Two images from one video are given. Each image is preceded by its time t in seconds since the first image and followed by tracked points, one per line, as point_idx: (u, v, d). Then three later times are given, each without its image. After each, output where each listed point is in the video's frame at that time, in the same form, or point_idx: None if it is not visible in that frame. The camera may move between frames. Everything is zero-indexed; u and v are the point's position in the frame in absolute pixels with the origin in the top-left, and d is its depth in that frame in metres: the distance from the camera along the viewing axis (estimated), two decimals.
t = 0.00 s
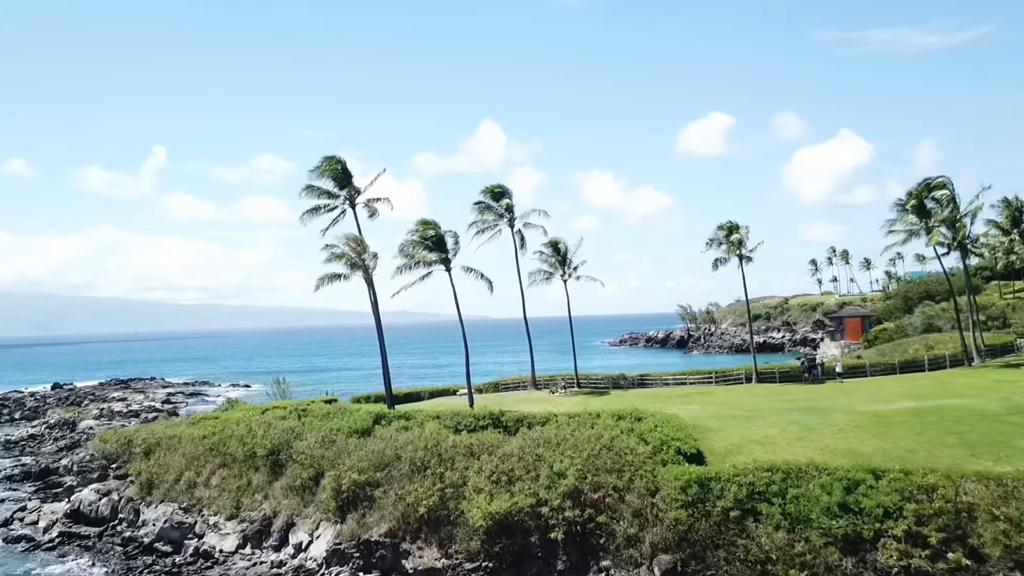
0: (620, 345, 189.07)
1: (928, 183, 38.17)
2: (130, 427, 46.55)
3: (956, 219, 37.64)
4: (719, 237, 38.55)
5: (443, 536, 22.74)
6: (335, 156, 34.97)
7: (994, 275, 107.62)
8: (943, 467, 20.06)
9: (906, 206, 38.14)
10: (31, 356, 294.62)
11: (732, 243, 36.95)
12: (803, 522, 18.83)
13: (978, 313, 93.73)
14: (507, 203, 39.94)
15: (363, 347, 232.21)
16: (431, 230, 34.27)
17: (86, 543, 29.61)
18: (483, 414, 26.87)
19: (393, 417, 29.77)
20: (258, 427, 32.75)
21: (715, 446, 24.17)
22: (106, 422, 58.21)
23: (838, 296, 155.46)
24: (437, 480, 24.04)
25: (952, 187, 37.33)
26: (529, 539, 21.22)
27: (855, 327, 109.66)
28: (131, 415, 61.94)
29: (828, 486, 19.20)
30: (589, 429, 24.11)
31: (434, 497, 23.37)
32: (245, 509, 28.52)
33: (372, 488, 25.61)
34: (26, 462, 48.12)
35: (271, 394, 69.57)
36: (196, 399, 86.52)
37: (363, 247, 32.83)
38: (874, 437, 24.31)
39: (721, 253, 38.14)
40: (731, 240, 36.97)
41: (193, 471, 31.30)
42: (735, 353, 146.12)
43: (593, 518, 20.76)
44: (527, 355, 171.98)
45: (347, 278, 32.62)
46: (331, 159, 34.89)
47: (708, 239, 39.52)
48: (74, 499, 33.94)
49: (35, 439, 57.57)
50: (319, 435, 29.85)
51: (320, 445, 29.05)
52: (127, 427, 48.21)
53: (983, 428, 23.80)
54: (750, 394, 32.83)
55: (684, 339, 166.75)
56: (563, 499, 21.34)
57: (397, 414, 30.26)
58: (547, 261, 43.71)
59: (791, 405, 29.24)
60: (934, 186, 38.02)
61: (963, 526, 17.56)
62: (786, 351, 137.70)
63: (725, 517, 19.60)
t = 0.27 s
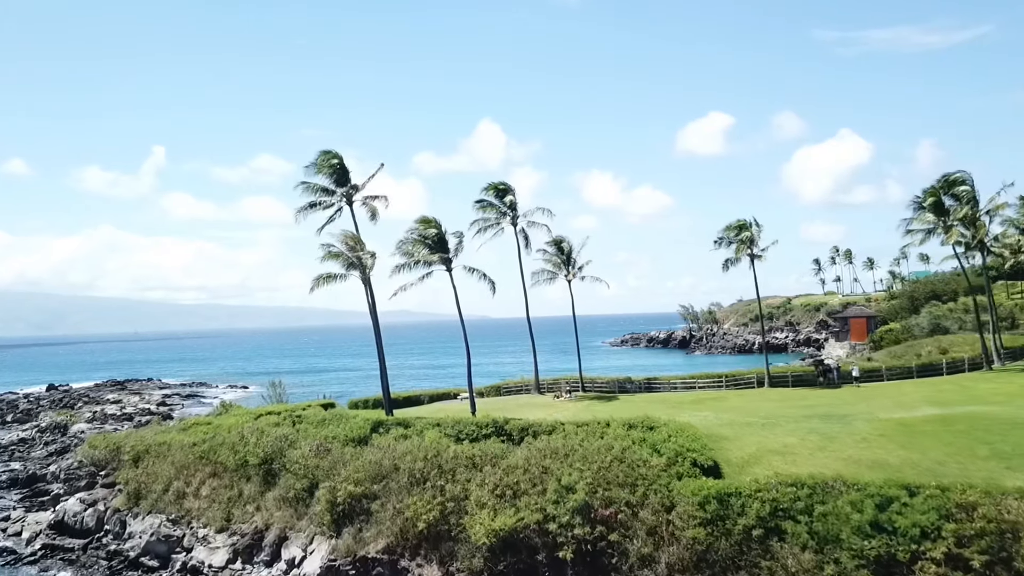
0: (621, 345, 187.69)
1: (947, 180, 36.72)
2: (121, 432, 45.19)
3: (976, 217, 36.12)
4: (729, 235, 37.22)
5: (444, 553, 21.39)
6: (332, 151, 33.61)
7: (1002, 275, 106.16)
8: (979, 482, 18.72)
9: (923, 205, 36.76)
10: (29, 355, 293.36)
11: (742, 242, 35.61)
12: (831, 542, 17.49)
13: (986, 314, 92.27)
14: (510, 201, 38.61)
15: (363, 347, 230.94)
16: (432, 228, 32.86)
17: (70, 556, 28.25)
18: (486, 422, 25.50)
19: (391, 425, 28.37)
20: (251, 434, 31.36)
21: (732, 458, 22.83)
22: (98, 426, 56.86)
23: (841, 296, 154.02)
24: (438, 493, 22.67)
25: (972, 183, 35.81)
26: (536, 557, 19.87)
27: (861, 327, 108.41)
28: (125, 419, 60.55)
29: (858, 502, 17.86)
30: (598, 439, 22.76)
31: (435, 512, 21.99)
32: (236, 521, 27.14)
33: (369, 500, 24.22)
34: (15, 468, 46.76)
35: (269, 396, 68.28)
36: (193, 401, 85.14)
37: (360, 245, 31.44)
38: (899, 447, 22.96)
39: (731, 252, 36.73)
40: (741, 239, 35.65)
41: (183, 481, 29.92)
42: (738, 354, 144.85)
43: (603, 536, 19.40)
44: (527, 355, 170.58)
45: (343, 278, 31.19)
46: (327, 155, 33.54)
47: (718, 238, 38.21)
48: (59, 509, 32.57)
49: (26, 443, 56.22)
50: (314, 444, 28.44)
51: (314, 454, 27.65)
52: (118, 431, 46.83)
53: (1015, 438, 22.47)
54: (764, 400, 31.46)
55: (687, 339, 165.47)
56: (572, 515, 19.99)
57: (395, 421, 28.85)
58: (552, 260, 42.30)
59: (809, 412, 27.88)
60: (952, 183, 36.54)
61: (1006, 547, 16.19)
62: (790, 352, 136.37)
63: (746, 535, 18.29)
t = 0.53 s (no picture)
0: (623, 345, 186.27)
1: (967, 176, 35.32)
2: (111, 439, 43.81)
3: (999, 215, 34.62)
4: (741, 234, 35.87)
5: None
6: (327, 148, 32.21)
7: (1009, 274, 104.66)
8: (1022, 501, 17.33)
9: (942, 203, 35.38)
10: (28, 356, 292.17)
11: (754, 241, 34.30)
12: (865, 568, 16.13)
13: (995, 314, 90.76)
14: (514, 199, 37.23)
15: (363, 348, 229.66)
16: (432, 228, 31.44)
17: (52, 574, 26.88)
18: (489, 433, 24.10)
19: (389, 435, 26.97)
20: (243, 444, 29.94)
21: (752, 473, 21.47)
22: (91, 432, 55.49)
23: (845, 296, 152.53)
24: (438, 511, 21.27)
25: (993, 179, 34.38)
26: None
27: (867, 327, 107.16)
28: (118, 424, 59.15)
29: (893, 524, 16.48)
30: (609, 452, 21.38)
31: (435, 531, 20.60)
32: (226, 537, 25.74)
33: (365, 517, 22.81)
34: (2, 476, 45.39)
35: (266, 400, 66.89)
36: (189, 404, 83.71)
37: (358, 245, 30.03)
38: (929, 459, 21.57)
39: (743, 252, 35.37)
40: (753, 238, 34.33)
41: (171, 493, 28.51)
42: (741, 354, 143.52)
43: (617, 560, 18.01)
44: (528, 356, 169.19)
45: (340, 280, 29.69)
46: (322, 152, 32.13)
47: (729, 237, 36.88)
48: (43, 522, 31.19)
49: (16, 449, 54.86)
50: (308, 455, 27.01)
51: (308, 467, 26.22)
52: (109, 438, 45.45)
53: None
54: (780, 407, 30.07)
55: (689, 339, 164.12)
56: (583, 536, 18.60)
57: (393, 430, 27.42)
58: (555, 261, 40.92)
59: (828, 420, 26.50)
60: (973, 179, 35.12)
61: None
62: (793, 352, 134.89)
63: (771, 560, 16.92)
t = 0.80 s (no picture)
0: (625, 346, 184.86)
1: (987, 174, 34.02)
2: (101, 446, 42.42)
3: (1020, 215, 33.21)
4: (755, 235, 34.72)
5: None
6: (319, 145, 30.84)
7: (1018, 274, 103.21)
8: None
9: (962, 202, 34.06)
10: (27, 356, 291.42)
11: (770, 242, 33.12)
12: None
13: (1004, 316, 89.38)
14: (516, 198, 35.84)
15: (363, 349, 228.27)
16: (432, 229, 30.08)
17: None
18: (491, 446, 22.71)
19: (386, 446, 25.59)
20: (233, 455, 28.53)
21: (772, 491, 20.14)
22: (82, 438, 54.10)
23: (849, 297, 151.09)
24: (438, 532, 19.88)
25: (1017, 178, 33.03)
26: None
27: (873, 328, 105.91)
28: (110, 430, 57.73)
29: (934, 552, 15.13)
30: (620, 469, 19.98)
31: (435, 554, 19.23)
32: (214, 556, 24.38)
33: (360, 536, 21.40)
34: None
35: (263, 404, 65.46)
36: (185, 408, 82.30)
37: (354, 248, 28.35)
38: (960, 475, 20.25)
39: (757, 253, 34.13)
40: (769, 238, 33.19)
41: (157, 508, 27.13)
42: (744, 356, 142.24)
43: None
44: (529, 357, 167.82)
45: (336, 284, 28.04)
46: (314, 150, 30.76)
47: (742, 237, 35.67)
48: (25, 536, 29.82)
49: (5, 455, 53.48)
50: (301, 467, 25.60)
51: (300, 480, 24.83)
52: (98, 446, 44.06)
53: None
54: (796, 417, 28.71)
55: (692, 341, 162.84)
56: (594, 562, 17.22)
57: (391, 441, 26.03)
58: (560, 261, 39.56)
59: (849, 431, 25.18)
60: (994, 177, 33.79)
61: None
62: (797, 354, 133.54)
63: None
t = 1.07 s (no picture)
0: (626, 347, 183.51)
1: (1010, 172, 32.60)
2: (89, 455, 41.05)
3: None
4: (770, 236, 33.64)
5: None
6: (310, 143, 29.63)
7: None
8: None
9: (984, 201, 32.66)
10: (24, 357, 290.01)
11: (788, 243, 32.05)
12: None
13: (1013, 318, 87.93)
14: (517, 198, 34.45)
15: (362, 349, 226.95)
16: (431, 231, 28.66)
17: None
18: (493, 462, 21.32)
19: (381, 461, 24.20)
20: (221, 468, 27.10)
21: (794, 513, 18.76)
22: (72, 445, 52.72)
23: (853, 297, 149.71)
24: (437, 557, 18.45)
25: None
26: None
27: (878, 329, 104.54)
28: (102, 436, 56.33)
29: None
30: (633, 489, 18.59)
31: None
32: None
33: (353, 560, 19.95)
34: None
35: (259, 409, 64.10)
36: (181, 412, 80.94)
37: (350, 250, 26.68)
38: (996, 495, 18.87)
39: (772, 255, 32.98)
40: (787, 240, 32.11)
41: (140, 525, 25.70)
42: (747, 357, 140.93)
43: None
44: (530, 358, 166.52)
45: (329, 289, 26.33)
46: (306, 149, 29.55)
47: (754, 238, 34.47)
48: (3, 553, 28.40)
49: None
50: (292, 483, 24.19)
51: (291, 497, 23.40)
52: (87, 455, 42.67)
53: None
54: (813, 427, 27.32)
55: (694, 342, 161.57)
56: None
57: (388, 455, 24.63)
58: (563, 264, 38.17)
59: (871, 444, 23.80)
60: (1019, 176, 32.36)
61: None
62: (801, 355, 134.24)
63: None
